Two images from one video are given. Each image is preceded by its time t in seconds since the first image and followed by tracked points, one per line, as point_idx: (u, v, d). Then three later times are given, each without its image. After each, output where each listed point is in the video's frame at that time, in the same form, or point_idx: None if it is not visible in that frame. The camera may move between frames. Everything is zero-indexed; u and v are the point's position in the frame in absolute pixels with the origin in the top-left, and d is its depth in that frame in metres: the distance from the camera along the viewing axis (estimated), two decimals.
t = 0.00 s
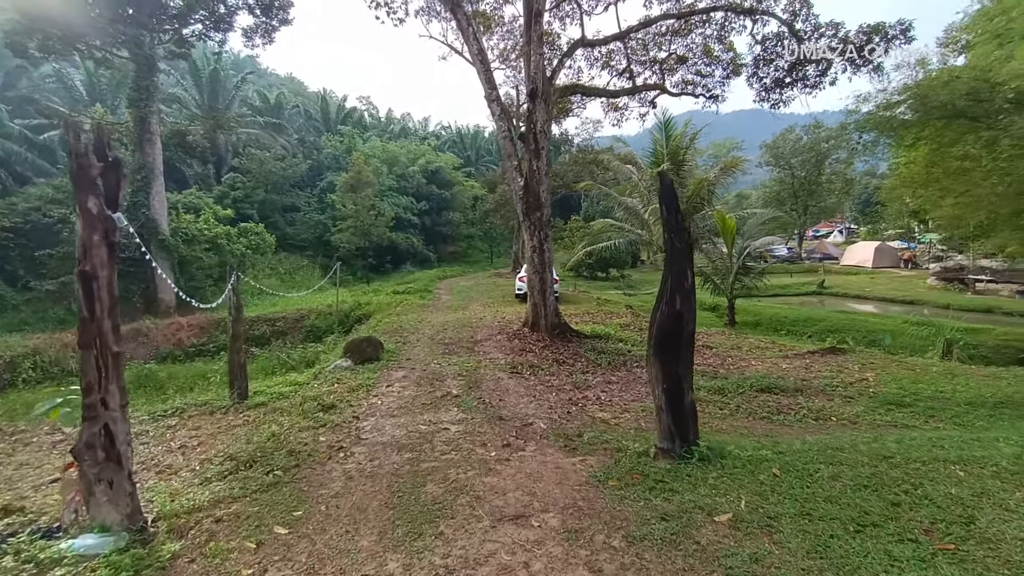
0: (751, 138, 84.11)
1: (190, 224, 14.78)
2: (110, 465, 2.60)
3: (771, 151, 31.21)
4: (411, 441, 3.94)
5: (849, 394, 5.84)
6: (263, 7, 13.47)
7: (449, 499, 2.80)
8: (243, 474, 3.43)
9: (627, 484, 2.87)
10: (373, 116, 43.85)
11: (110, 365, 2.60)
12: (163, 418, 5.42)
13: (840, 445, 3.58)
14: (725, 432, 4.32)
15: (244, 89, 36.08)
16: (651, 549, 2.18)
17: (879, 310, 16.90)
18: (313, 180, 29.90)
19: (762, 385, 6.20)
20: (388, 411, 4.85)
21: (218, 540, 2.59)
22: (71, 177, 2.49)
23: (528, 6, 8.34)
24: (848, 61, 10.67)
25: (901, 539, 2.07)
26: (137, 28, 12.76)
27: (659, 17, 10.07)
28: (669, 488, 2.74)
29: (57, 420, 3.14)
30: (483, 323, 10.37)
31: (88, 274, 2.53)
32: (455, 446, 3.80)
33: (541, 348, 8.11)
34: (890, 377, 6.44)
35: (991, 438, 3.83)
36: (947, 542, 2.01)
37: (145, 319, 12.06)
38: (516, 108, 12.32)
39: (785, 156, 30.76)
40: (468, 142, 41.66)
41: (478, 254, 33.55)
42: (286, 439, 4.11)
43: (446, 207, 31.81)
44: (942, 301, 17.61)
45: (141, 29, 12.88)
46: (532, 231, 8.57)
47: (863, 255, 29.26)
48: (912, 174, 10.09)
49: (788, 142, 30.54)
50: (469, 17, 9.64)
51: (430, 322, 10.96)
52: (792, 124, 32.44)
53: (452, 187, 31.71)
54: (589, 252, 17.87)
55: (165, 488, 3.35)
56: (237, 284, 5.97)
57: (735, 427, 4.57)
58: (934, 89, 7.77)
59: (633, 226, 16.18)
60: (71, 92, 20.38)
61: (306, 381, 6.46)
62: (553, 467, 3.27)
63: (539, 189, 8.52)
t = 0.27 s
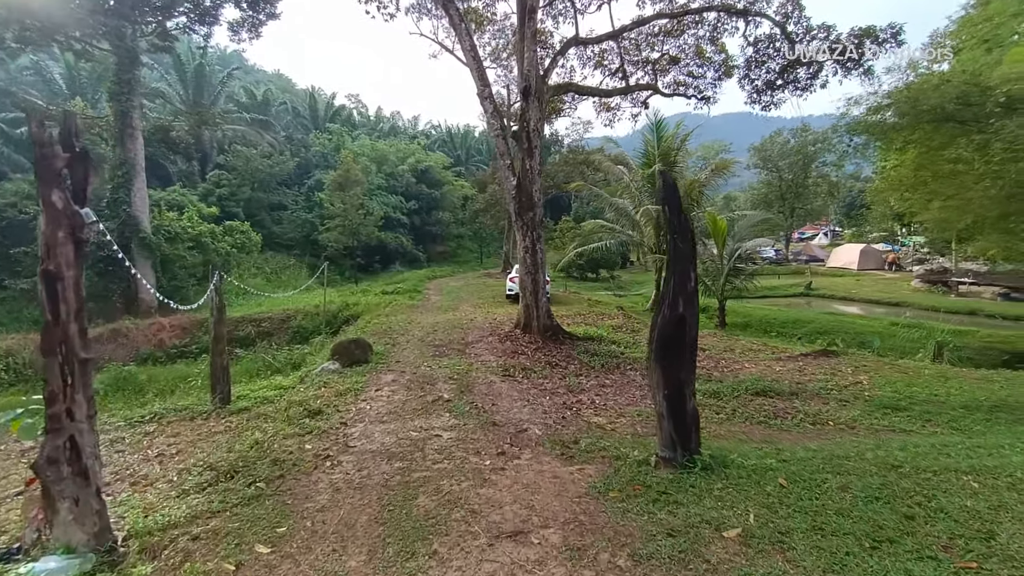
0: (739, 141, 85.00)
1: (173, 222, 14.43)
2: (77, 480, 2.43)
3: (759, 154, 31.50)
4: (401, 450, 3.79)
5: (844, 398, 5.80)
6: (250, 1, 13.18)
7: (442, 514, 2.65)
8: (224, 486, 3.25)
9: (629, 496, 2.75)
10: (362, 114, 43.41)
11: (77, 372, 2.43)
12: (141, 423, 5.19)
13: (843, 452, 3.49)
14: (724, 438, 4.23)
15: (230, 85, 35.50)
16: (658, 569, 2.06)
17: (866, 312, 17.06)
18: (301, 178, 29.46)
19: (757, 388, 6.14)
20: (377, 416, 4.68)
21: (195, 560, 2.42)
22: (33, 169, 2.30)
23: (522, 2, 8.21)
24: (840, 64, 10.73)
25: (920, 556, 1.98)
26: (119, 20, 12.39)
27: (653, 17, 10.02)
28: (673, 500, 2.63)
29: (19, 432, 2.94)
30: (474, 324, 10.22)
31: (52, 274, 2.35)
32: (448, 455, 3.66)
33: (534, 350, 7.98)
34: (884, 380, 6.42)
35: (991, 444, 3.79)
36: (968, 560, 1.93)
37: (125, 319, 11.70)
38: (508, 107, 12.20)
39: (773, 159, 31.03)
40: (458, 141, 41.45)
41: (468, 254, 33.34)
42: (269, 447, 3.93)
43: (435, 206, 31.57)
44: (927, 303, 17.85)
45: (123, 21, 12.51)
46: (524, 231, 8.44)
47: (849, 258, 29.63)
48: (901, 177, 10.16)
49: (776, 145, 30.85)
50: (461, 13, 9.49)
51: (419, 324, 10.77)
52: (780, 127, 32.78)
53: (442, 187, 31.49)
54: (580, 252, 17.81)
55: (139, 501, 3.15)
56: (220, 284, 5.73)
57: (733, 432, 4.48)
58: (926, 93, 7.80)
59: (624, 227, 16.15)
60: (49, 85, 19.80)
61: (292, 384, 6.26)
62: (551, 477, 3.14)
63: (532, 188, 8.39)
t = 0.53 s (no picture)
0: (716, 143, 86.49)
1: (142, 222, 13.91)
2: (15, 509, 2.20)
3: (736, 156, 32.05)
4: (382, 461, 3.63)
5: (826, 397, 5.84)
6: None
7: (425, 533, 2.52)
8: (189, 505, 3.06)
9: (620, 507, 2.65)
10: (341, 112, 42.70)
11: (15, 388, 2.19)
12: (102, 435, 4.89)
13: (833, 454, 3.45)
14: (712, 441, 4.18)
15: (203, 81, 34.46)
16: None
17: (840, 311, 17.45)
18: (277, 177, 28.78)
19: (741, 389, 6.14)
20: (356, 425, 4.51)
21: None
22: None
23: None
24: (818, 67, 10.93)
25: (921, 567, 1.91)
26: (83, 10, 11.83)
27: (635, 17, 10.02)
28: (666, 511, 2.54)
29: None
30: (456, 326, 10.06)
31: None
32: (430, 465, 3.51)
33: (517, 352, 7.86)
34: (864, 379, 6.49)
35: (973, 443, 3.81)
36: (970, 570, 1.87)
37: (88, 324, 11.18)
38: (490, 107, 12.06)
39: (750, 161, 31.60)
40: (438, 141, 41.11)
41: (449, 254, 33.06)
42: (240, 460, 3.73)
43: (416, 206, 31.21)
44: (897, 302, 18.35)
45: (87, 12, 11.95)
46: (507, 232, 8.32)
47: (822, 258, 30.33)
48: (874, 179, 10.39)
49: (752, 147, 31.43)
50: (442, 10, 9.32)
51: (399, 326, 10.55)
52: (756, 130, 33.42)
53: (423, 187, 31.15)
54: (562, 253, 17.77)
55: (95, 524, 2.94)
56: (188, 286, 5.39)
57: (720, 435, 4.44)
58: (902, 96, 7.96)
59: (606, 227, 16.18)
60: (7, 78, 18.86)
61: (266, 391, 6.01)
62: (538, 488, 3.02)
63: (515, 188, 8.28)
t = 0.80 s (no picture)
0: (678, 147, 88.62)
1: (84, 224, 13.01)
2: None
3: (698, 159, 32.94)
4: (346, 474, 3.42)
5: (791, 393, 5.95)
6: None
7: (391, 554, 2.35)
8: (128, 532, 2.78)
9: (597, 515, 2.56)
10: (302, 110, 41.47)
11: None
12: (32, 457, 4.45)
13: (805, 450, 3.46)
14: (685, 441, 4.16)
15: (152, 76, 32.77)
16: None
17: (798, 308, 18.11)
18: (235, 177, 27.62)
19: (710, 387, 6.19)
20: (318, 436, 4.26)
21: None
22: None
23: None
24: (776, 72, 11.30)
25: (901, 567, 1.89)
26: None
27: (602, 19, 10.08)
28: (645, 517, 2.46)
29: None
30: (424, 329, 9.82)
31: None
32: (398, 477, 3.33)
33: (488, 355, 7.71)
34: (825, 374, 6.67)
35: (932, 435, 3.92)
36: (948, 567, 1.86)
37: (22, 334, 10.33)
38: (456, 106, 11.88)
39: (712, 164, 32.51)
40: (405, 142, 40.58)
41: (416, 256, 32.56)
42: (188, 480, 3.44)
43: (382, 208, 30.60)
44: (850, 299, 19.22)
45: None
46: (476, 232, 8.17)
47: (780, 257, 31.51)
48: (829, 181, 10.80)
49: (713, 151, 32.39)
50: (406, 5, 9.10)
51: (365, 330, 10.22)
52: (717, 134, 34.46)
53: (389, 188, 30.58)
54: (530, 254, 17.75)
55: (17, 559, 2.62)
56: (131, 292, 4.99)
57: (693, 433, 4.42)
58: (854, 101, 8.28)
59: (574, 228, 16.26)
60: None
61: (221, 402, 5.65)
62: (512, 497, 2.90)
63: (483, 188, 8.14)
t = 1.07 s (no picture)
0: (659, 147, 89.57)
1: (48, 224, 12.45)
2: None
3: (679, 158, 33.26)
4: (323, 486, 3.25)
5: (777, 391, 5.94)
6: None
7: (371, 574, 2.20)
8: (83, 555, 2.56)
9: (588, 527, 2.44)
10: (280, 108, 40.62)
11: None
12: None
13: (796, 451, 3.40)
14: (674, 443, 4.07)
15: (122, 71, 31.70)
16: None
17: (778, 305, 18.36)
18: (210, 175, 26.88)
19: (696, 386, 6.15)
20: (294, 445, 4.06)
21: None
22: None
23: None
24: (757, 72, 11.39)
25: None
26: None
27: (585, 16, 10.00)
28: (638, 528, 2.35)
29: None
30: (407, 330, 9.62)
31: None
32: (378, 488, 3.17)
33: (472, 357, 7.56)
34: (810, 371, 6.69)
35: (918, 432, 3.92)
36: None
37: None
38: (438, 103, 11.69)
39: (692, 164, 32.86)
40: (386, 140, 40.11)
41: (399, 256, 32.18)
42: (153, 495, 3.21)
43: (363, 207, 30.15)
44: (828, 295, 19.58)
45: None
46: (459, 231, 8.00)
47: (759, 256, 31.99)
48: (809, 180, 10.92)
49: (694, 150, 32.75)
50: None
51: (346, 332, 9.97)
52: (697, 134, 34.85)
53: (370, 186, 30.14)
54: (514, 253, 17.63)
55: None
56: (91, 297, 4.63)
57: (681, 435, 4.35)
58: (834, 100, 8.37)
59: (558, 227, 16.19)
60: None
61: (192, 409, 5.39)
62: (498, 508, 2.77)
63: (466, 186, 7.98)
